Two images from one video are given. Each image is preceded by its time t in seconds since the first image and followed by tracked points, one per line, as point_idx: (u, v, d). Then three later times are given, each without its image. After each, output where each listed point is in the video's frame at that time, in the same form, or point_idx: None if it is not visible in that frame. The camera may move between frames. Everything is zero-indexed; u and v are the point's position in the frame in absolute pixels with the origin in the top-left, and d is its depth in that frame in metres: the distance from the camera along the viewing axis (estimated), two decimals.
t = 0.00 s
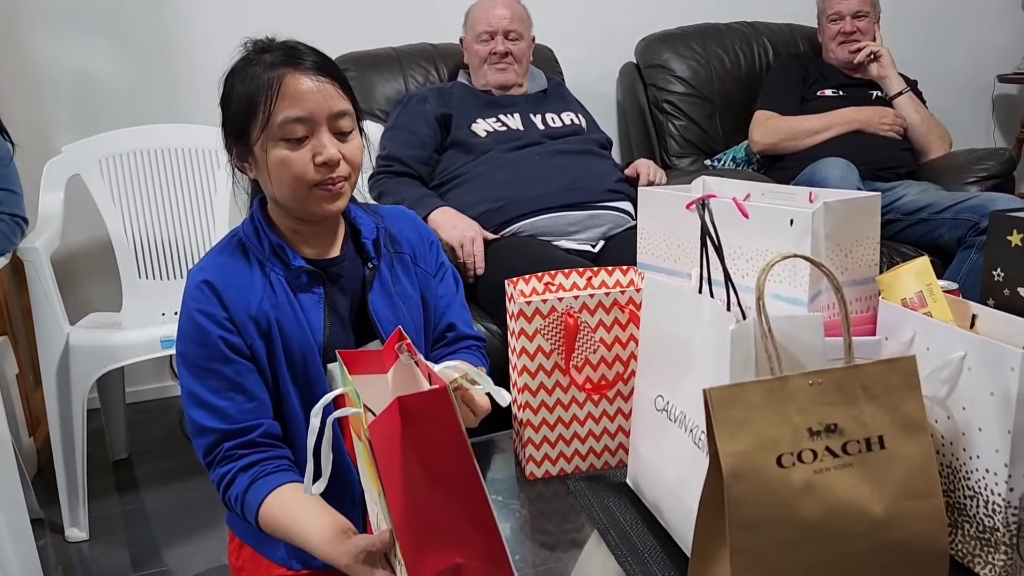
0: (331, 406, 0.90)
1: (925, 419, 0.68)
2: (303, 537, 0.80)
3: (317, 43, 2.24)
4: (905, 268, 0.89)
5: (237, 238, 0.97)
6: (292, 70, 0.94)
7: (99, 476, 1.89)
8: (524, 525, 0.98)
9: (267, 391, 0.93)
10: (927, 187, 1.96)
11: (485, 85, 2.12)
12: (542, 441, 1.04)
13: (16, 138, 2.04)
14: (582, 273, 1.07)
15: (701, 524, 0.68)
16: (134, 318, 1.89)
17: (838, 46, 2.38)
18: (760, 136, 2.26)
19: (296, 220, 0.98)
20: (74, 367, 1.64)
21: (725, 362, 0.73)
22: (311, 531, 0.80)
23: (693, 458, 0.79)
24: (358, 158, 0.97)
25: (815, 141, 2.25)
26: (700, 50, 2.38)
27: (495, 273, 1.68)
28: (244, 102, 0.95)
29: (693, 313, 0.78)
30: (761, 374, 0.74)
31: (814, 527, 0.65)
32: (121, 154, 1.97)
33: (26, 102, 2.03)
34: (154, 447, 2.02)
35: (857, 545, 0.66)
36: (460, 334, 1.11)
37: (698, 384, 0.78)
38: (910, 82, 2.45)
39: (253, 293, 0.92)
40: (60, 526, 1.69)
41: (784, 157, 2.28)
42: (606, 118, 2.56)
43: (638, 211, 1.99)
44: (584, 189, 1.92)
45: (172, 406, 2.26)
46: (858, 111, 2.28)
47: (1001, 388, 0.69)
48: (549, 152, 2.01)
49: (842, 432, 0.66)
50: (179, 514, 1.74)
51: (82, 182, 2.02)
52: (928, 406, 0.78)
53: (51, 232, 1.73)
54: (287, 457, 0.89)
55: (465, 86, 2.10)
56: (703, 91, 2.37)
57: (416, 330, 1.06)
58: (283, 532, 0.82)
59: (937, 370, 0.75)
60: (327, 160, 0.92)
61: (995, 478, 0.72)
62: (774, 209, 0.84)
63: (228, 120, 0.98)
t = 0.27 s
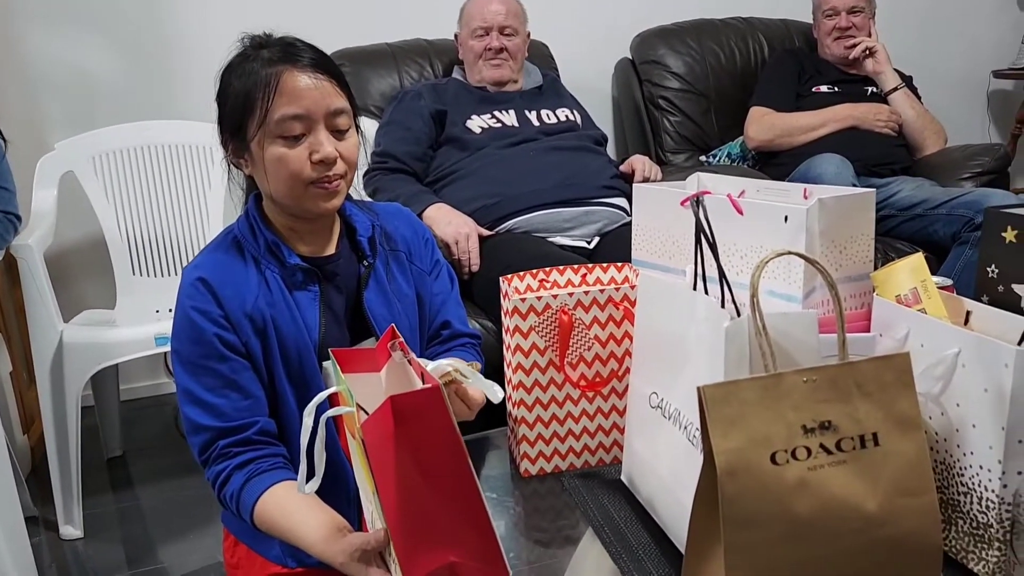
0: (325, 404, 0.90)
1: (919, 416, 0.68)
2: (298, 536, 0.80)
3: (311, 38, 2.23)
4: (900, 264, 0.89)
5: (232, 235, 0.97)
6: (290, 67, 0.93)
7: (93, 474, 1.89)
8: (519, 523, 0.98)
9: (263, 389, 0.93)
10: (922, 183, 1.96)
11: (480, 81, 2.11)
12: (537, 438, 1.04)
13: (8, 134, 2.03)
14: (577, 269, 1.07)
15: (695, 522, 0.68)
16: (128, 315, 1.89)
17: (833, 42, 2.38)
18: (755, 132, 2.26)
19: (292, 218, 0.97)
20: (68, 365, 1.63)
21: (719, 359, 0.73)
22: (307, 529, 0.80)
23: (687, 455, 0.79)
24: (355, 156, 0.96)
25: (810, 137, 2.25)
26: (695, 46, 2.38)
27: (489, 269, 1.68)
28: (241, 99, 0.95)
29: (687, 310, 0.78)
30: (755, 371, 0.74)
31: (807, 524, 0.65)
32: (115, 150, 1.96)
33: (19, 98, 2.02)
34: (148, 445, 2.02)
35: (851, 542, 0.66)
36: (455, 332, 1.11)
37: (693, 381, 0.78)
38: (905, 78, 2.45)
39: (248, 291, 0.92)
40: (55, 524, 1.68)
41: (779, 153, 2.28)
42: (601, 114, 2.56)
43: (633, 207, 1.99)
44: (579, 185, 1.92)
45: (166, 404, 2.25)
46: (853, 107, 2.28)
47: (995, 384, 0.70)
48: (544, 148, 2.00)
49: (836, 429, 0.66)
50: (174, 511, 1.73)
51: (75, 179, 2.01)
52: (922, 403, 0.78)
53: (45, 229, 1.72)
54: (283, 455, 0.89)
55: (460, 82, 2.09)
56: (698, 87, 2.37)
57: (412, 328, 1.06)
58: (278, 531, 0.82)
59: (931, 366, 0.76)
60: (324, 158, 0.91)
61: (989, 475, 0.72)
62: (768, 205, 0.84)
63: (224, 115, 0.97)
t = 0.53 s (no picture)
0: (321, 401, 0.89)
1: (916, 413, 0.68)
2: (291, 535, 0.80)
3: (304, 34, 2.22)
4: (895, 261, 0.88)
5: (226, 231, 0.96)
6: (282, 61, 0.92)
7: (86, 472, 1.88)
8: (513, 521, 0.97)
9: (256, 387, 0.92)
10: (918, 179, 1.95)
11: (475, 77, 2.10)
12: (531, 436, 1.03)
13: None
14: (571, 265, 1.06)
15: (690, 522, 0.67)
16: (120, 312, 1.87)
17: (828, 38, 2.38)
18: (751, 128, 2.25)
19: (286, 214, 0.97)
20: (61, 362, 1.62)
21: (715, 358, 0.73)
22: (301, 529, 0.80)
23: (683, 454, 0.79)
24: (348, 152, 0.96)
25: (805, 133, 2.25)
26: (690, 41, 2.37)
27: (484, 266, 1.67)
28: (234, 94, 0.94)
29: (683, 307, 0.78)
30: (751, 368, 0.73)
31: (803, 523, 0.65)
32: (107, 146, 1.95)
33: (9, 94, 2.01)
34: (142, 442, 2.01)
35: (847, 541, 0.66)
36: (450, 329, 1.11)
37: (688, 379, 0.77)
38: (900, 74, 2.45)
39: (241, 289, 0.91)
40: (47, 522, 1.67)
41: (774, 149, 2.27)
42: (596, 110, 2.55)
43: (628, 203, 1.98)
44: (574, 181, 1.91)
45: (160, 401, 2.24)
46: (848, 103, 2.27)
47: (991, 382, 0.69)
48: (538, 144, 1.99)
49: (832, 428, 0.66)
50: (167, 509, 1.73)
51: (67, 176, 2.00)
52: (919, 400, 0.77)
53: (37, 226, 1.70)
54: (276, 453, 0.88)
55: (455, 78, 2.09)
56: (693, 83, 2.37)
57: (406, 326, 1.06)
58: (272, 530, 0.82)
59: (927, 364, 0.75)
60: (317, 153, 0.91)
61: (985, 473, 0.71)
62: (764, 201, 0.83)
63: (217, 111, 0.97)
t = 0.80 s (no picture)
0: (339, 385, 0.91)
1: (916, 406, 0.68)
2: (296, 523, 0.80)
3: (302, 30, 2.22)
4: (895, 255, 0.89)
5: (225, 225, 0.96)
6: (278, 52, 0.92)
7: (85, 467, 1.88)
8: (514, 515, 0.97)
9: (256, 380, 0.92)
10: (916, 174, 1.96)
11: (473, 72, 2.10)
12: (532, 429, 1.03)
13: None
14: (573, 259, 1.05)
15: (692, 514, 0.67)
16: (118, 307, 1.87)
17: (827, 33, 2.38)
18: (749, 124, 2.25)
19: (285, 206, 0.96)
20: (59, 358, 1.62)
21: (716, 351, 0.73)
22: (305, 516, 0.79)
23: (684, 447, 0.79)
24: (345, 142, 0.95)
25: (804, 129, 2.25)
26: (689, 37, 2.37)
27: (483, 261, 1.67)
28: (230, 86, 0.94)
29: (684, 300, 0.78)
30: (752, 361, 0.73)
31: (804, 515, 0.65)
32: (104, 141, 1.94)
33: (6, 89, 2.00)
34: (141, 438, 2.01)
35: (848, 533, 0.66)
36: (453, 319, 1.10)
37: (689, 372, 0.77)
38: (898, 70, 2.45)
39: (241, 282, 0.91)
40: (46, 518, 1.67)
41: (773, 145, 2.27)
42: (594, 106, 2.55)
43: (627, 199, 1.98)
44: (573, 177, 1.91)
45: (158, 397, 2.24)
46: (846, 99, 2.27)
47: (992, 374, 0.69)
48: (537, 140, 1.99)
49: (833, 420, 0.66)
50: (166, 504, 1.72)
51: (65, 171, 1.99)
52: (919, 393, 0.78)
53: (35, 221, 1.70)
54: (276, 445, 0.88)
55: (453, 73, 2.08)
56: (692, 79, 2.37)
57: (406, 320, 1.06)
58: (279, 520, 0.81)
59: (928, 357, 0.75)
60: (313, 142, 0.91)
61: (986, 465, 0.72)
62: (765, 195, 0.83)
63: (214, 105, 0.97)
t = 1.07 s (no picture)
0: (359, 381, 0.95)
1: (909, 408, 0.68)
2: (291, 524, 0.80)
3: (298, 30, 2.21)
4: (890, 256, 0.88)
5: (216, 226, 0.95)
6: (265, 52, 0.92)
7: (80, 468, 1.87)
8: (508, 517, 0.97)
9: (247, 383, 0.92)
10: (912, 175, 1.96)
11: (469, 72, 2.10)
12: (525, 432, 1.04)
13: None
14: (566, 261, 1.05)
15: (683, 517, 0.67)
16: (113, 308, 1.86)
17: (823, 33, 2.38)
18: (745, 124, 2.25)
19: (275, 208, 0.96)
20: (53, 358, 1.61)
21: (708, 353, 0.73)
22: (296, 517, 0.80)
23: (677, 449, 0.79)
24: (334, 142, 0.95)
25: (800, 129, 2.25)
26: (685, 37, 2.37)
27: (478, 262, 1.67)
28: (218, 86, 0.93)
29: (677, 302, 0.78)
30: (745, 364, 0.73)
31: (796, 518, 0.65)
32: (99, 141, 1.94)
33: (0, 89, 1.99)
34: (136, 438, 2.00)
35: (840, 535, 0.66)
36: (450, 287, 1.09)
37: (682, 374, 0.77)
38: (895, 70, 2.45)
39: (233, 284, 0.91)
40: (41, 519, 1.67)
41: (769, 145, 2.27)
42: (591, 106, 2.55)
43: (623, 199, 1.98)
44: (569, 177, 1.91)
45: (154, 397, 2.23)
46: (842, 99, 2.27)
47: (984, 377, 0.69)
48: (533, 140, 1.99)
49: (825, 423, 0.66)
50: (161, 505, 1.72)
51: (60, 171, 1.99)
52: (912, 395, 0.78)
53: (30, 222, 1.69)
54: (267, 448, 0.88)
55: (449, 74, 2.08)
56: (688, 79, 2.36)
57: (393, 310, 1.05)
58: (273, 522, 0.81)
59: (922, 358, 0.75)
60: (300, 142, 0.90)
61: (978, 468, 0.72)
62: (758, 197, 0.83)
63: (202, 105, 0.96)
